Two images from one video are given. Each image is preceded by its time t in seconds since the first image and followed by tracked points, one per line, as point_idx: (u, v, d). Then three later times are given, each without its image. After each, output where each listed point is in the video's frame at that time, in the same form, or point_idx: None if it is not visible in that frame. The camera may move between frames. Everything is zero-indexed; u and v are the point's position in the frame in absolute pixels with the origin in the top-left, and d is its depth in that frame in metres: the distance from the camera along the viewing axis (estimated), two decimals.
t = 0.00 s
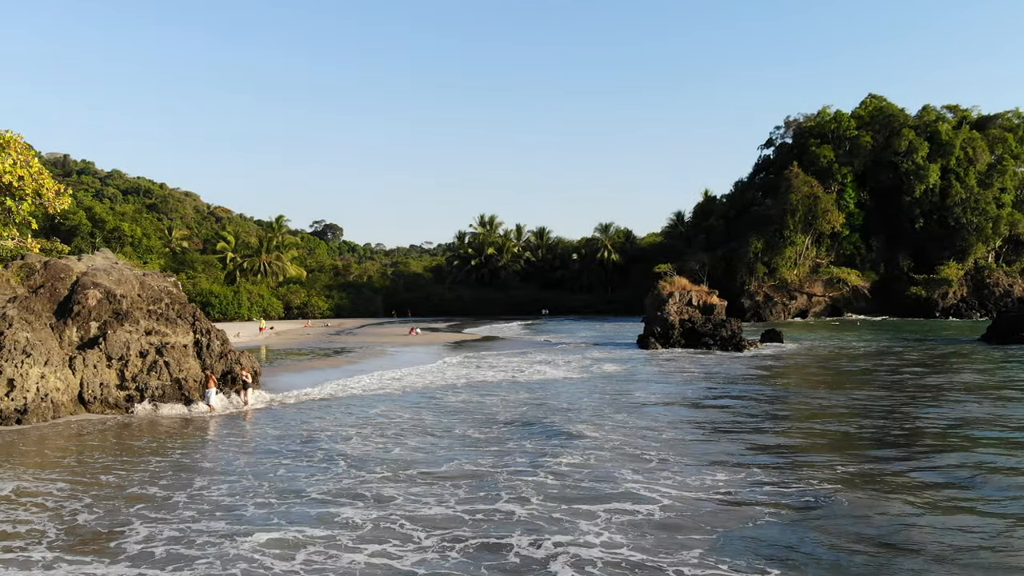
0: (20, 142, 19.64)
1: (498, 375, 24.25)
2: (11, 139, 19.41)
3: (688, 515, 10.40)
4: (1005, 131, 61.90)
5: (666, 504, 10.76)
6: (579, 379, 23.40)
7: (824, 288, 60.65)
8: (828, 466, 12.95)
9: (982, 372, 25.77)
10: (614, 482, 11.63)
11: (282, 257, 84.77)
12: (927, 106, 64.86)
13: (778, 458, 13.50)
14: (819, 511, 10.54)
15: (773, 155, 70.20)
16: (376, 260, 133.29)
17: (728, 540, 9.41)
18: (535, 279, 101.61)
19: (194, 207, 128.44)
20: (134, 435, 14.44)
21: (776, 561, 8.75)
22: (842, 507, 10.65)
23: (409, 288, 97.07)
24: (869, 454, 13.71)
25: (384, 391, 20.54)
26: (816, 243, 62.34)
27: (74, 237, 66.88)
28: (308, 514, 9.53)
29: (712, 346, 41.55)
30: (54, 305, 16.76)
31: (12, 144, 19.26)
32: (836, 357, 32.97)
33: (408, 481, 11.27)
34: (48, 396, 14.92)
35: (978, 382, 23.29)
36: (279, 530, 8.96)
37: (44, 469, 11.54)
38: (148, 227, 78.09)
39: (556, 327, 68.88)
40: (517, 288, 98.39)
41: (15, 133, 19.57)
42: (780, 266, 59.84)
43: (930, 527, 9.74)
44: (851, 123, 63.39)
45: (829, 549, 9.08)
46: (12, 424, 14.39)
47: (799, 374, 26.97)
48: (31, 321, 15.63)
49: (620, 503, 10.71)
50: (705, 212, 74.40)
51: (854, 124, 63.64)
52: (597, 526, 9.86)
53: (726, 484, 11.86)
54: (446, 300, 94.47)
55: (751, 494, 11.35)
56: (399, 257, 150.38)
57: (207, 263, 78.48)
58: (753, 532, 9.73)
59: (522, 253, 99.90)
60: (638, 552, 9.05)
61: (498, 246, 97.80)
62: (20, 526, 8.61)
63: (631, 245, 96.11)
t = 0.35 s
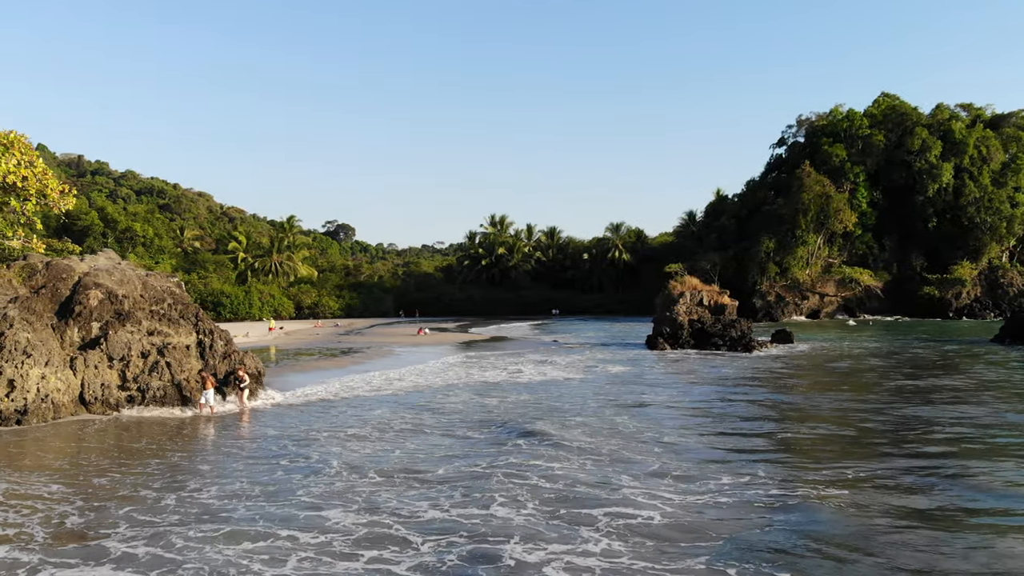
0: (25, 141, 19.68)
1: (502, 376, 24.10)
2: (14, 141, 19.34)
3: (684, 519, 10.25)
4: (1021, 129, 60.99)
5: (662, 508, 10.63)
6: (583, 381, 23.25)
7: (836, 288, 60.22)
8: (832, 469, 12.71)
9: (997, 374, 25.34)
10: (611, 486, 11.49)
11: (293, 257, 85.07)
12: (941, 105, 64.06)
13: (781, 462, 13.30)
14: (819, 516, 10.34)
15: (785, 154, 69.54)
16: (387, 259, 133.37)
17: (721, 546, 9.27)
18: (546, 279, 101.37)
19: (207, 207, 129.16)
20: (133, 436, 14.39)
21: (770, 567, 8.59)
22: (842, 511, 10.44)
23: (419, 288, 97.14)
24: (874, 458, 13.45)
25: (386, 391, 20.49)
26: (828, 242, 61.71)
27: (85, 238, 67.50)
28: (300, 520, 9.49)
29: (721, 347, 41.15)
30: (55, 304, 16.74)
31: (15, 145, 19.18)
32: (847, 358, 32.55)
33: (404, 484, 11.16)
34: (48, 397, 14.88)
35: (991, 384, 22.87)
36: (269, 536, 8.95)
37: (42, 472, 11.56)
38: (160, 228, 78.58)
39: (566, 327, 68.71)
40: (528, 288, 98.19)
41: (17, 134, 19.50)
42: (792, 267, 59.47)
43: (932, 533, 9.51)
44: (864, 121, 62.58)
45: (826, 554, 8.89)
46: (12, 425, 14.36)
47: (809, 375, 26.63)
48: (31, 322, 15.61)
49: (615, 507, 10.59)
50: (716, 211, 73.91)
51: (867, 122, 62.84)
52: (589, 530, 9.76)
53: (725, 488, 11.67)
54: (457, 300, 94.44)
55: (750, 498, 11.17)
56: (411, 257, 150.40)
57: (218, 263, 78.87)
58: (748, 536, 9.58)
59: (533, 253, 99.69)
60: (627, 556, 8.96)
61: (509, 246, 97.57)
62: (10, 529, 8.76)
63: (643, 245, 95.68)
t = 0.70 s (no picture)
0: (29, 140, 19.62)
1: (507, 377, 23.93)
2: (19, 140, 19.30)
3: (684, 523, 10.05)
4: None
5: (662, 513, 10.41)
6: (588, 382, 23.04)
7: (849, 287, 59.74)
8: (839, 473, 12.44)
9: (1012, 376, 24.88)
10: (611, 490, 11.30)
11: (304, 257, 85.32)
12: (954, 103, 63.25)
13: (787, 466, 13.02)
14: (824, 520, 10.10)
15: (796, 153, 68.88)
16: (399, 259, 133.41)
17: (721, 550, 9.09)
18: (557, 279, 100.99)
19: (219, 207, 129.71)
20: (133, 437, 14.34)
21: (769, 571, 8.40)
22: (849, 517, 10.16)
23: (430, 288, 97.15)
24: (883, 462, 13.16)
25: (390, 392, 20.43)
26: (841, 241, 61.05)
27: (98, 238, 67.92)
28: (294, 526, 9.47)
29: (730, 348, 40.77)
30: (56, 305, 16.74)
31: (19, 144, 19.13)
32: (859, 360, 32.09)
33: (400, 489, 11.03)
34: (48, 398, 14.85)
35: (1006, 386, 22.43)
36: (261, 543, 8.92)
37: (37, 478, 11.48)
38: (172, 228, 78.94)
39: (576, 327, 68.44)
40: (539, 288, 97.92)
41: (22, 134, 19.46)
42: (804, 266, 58.72)
43: (939, 538, 9.28)
44: (876, 120, 61.82)
45: (829, 561, 8.65)
46: (12, 426, 14.33)
47: (819, 377, 26.29)
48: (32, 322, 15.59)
49: (614, 513, 10.35)
50: (728, 210, 73.40)
51: (880, 121, 62.07)
52: (585, 536, 9.56)
53: (728, 491, 11.45)
54: (467, 300, 94.37)
55: (755, 502, 10.93)
56: (423, 257, 150.41)
57: (230, 263, 79.14)
58: (750, 542, 9.36)
59: (543, 253, 99.40)
60: (628, 563, 8.72)
61: (519, 246, 97.32)
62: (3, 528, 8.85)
63: (654, 245, 95.21)
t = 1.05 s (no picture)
0: (32, 141, 19.69)
1: (512, 377, 23.83)
2: (21, 141, 19.36)
3: (685, 526, 9.85)
4: None
5: (663, 516, 10.21)
6: (594, 383, 22.88)
7: (861, 287, 59.05)
8: (845, 478, 12.16)
9: None
10: (609, 493, 11.19)
11: (315, 257, 85.57)
12: (969, 102, 62.41)
13: (792, 470, 12.74)
14: (828, 526, 9.86)
15: (809, 152, 68.21)
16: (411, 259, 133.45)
17: (722, 553, 8.90)
18: (568, 278, 100.60)
19: (233, 207, 130.30)
20: (132, 438, 14.32)
21: None
22: (850, 521, 9.98)
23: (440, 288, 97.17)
24: (890, 467, 12.86)
25: (393, 393, 20.38)
26: (853, 241, 60.35)
27: (110, 238, 68.35)
28: (288, 533, 9.45)
29: (739, 348, 40.33)
30: (58, 305, 16.74)
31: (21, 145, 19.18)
32: (870, 361, 31.68)
33: (396, 493, 10.92)
34: (48, 398, 14.84)
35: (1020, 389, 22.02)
36: (255, 551, 8.93)
37: (35, 482, 11.44)
38: (184, 228, 79.33)
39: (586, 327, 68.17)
40: (549, 288, 97.59)
41: (24, 134, 19.53)
42: (816, 266, 58.12)
43: (944, 546, 9.03)
44: (889, 118, 61.07)
45: (833, 567, 8.44)
46: (11, 426, 14.30)
47: (830, 378, 25.94)
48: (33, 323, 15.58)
49: (614, 516, 10.16)
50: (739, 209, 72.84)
51: (892, 120, 61.33)
52: (584, 539, 9.38)
53: (730, 496, 11.21)
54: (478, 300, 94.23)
55: (757, 507, 10.70)
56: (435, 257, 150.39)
57: (242, 263, 79.48)
58: (753, 544, 9.17)
59: (554, 252, 99.12)
60: (628, 567, 8.53)
61: (530, 245, 97.15)
62: None
63: (666, 245, 94.70)
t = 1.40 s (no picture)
0: (37, 141, 19.73)
1: (517, 378, 23.68)
2: (26, 141, 19.34)
3: (684, 531, 9.65)
4: None
5: (663, 521, 10.00)
6: (600, 384, 22.67)
7: (874, 287, 58.35)
8: (851, 484, 11.89)
9: None
10: (608, 497, 11.01)
11: (326, 257, 85.82)
12: (983, 100, 61.59)
13: (796, 475, 12.48)
14: (831, 532, 9.62)
15: (821, 151, 67.49)
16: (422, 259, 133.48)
17: (720, 558, 8.73)
18: (579, 278, 100.25)
19: (245, 207, 130.86)
20: (134, 439, 14.29)
21: None
22: (854, 529, 9.71)
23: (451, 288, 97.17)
24: (898, 472, 12.56)
25: (397, 394, 20.30)
26: (866, 241, 59.66)
27: (122, 238, 68.84)
28: (281, 539, 9.40)
29: (749, 349, 39.86)
30: (59, 305, 16.74)
31: (25, 145, 19.16)
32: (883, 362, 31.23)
33: (390, 499, 10.77)
34: (49, 399, 14.81)
35: None
36: (247, 556, 8.92)
37: (33, 486, 11.38)
38: (196, 228, 79.72)
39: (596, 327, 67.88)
40: (560, 288, 97.26)
41: (28, 135, 19.52)
42: (828, 266, 57.52)
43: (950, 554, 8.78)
44: (902, 117, 60.30)
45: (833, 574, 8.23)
46: (11, 427, 14.26)
47: (841, 380, 25.54)
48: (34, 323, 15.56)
49: (613, 521, 9.98)
50: (751, 209, 72.21)
51: (905, 118, 60.55)
52: (581, 544, 9.22)
53: (732, 501, 10.98)
54: (488, 300, 94.06)
55: (760, 511, 10.51)
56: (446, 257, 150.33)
57: (253, 263, 79.75)
58: (753, 549, 8.98)
59: (565, 252, 98.83)
60: (622, 572, 8.40)
61: (541, 245, 96.98)
62: None
63: (677, 244, 94.17)
